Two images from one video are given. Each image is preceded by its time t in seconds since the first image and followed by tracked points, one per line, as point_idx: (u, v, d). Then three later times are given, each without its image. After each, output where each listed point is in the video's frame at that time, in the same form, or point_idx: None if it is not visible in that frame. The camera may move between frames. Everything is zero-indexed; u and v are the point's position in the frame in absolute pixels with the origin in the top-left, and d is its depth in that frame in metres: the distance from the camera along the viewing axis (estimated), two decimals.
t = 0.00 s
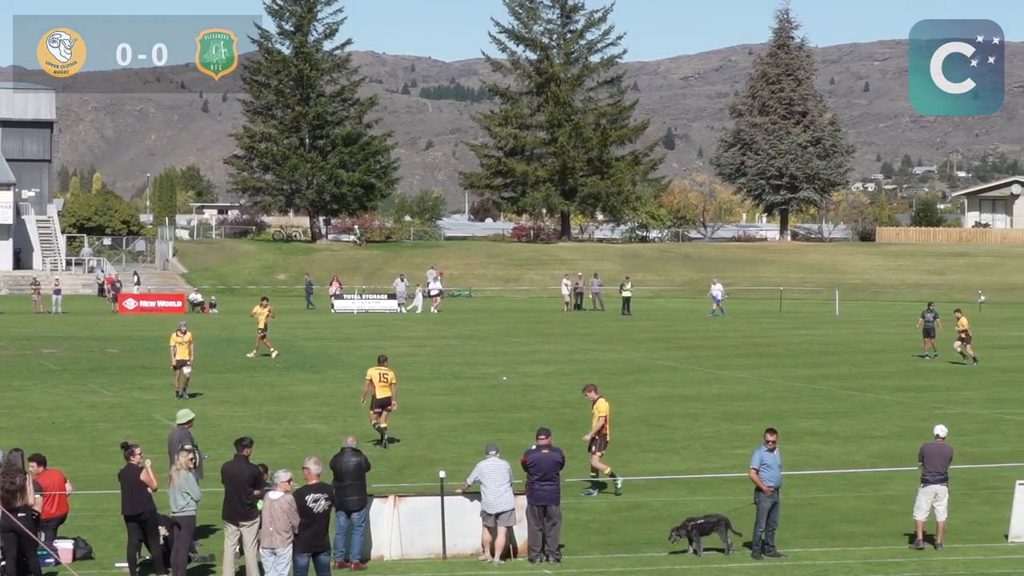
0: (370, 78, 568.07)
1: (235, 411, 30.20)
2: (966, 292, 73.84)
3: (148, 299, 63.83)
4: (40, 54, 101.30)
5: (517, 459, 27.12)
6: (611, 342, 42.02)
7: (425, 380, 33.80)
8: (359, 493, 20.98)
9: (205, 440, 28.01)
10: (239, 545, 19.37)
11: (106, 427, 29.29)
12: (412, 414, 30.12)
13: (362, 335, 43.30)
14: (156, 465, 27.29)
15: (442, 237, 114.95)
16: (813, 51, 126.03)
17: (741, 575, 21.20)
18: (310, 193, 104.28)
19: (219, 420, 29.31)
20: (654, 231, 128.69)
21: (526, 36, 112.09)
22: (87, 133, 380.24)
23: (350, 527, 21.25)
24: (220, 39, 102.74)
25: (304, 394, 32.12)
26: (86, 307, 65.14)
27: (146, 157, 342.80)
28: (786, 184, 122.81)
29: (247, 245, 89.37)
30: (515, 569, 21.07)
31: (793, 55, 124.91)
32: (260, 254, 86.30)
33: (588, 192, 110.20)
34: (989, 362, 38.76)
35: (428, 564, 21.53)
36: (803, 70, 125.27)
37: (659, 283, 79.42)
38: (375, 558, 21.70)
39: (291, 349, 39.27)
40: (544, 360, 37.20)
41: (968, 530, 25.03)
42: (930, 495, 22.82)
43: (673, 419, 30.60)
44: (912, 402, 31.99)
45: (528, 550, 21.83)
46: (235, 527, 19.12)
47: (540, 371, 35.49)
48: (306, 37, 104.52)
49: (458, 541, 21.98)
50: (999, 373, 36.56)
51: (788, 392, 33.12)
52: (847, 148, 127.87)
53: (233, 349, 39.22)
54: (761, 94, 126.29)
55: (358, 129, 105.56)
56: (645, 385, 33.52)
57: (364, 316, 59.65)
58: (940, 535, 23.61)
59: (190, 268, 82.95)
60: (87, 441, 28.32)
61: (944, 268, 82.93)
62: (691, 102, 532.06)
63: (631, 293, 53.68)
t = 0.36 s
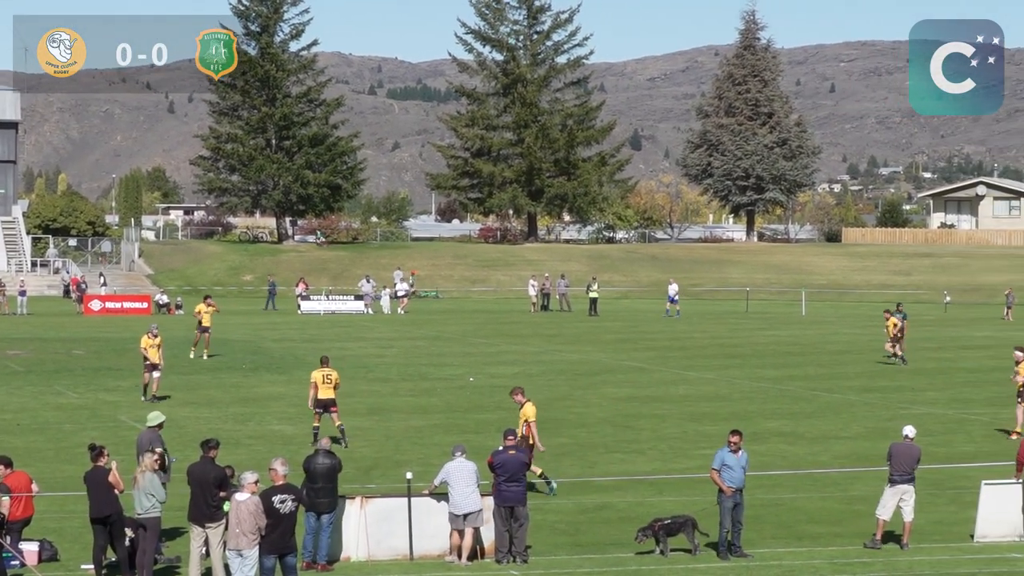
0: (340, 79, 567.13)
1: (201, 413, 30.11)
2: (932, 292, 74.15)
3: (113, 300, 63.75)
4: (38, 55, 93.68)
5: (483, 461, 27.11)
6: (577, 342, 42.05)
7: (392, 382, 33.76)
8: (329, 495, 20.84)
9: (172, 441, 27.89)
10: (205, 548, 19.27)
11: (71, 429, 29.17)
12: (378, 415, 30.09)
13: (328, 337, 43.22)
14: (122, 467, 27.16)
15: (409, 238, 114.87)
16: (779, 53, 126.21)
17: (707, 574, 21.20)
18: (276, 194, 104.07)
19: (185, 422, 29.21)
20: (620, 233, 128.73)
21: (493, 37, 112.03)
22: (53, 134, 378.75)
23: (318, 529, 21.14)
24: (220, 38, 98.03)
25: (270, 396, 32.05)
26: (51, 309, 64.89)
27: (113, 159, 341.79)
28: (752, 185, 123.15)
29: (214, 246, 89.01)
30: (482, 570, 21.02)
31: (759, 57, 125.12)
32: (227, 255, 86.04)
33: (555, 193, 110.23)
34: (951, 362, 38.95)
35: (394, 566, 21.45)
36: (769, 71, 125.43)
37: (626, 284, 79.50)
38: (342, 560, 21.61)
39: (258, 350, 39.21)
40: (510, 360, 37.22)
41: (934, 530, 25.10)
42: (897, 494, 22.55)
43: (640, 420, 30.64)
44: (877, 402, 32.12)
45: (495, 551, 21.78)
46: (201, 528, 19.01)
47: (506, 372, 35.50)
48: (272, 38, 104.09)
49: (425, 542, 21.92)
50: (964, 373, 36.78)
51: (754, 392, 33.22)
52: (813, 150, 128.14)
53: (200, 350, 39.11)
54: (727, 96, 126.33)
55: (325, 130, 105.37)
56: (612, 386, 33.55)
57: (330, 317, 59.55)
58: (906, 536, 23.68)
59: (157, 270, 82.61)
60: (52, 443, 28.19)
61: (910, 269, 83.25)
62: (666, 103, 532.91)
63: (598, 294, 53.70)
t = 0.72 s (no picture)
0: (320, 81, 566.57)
1: (178, 415, 30.06)
2: (907, 293, 74.34)
3: (89, 302, 63.68)
4: (38, 54, 92.82)
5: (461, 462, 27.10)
6: (553, 343, 42.06)
7: (369, 383, 33.70)
8: (309, 495, 20.84)
9: (149, 443, 27.82)
10: (183, 549, 19.17)
11: (47, 431, 29.10)
12: (355, 416, 30.05)
13: (304, 338, 43.16)
14: (97, 468, 27.07)
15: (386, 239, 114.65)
16: (756, 54, 126.32)
17: None
18: (253, 196, 103.94)
19: (161, 424, 29.16)
20: (597, 234, 128.65)
21: (469, 38, 111.97)
22: (29, 135, 377.80)
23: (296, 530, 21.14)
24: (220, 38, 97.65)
25: (247, 397, 32.01)
26: (27, 310, 64.70)
27: (89, 160, 341.16)
28: (729, 186, 123.39)
29: (190, 248, 88.71)
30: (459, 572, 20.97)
31: (735, 58, 124.92)
32: (203, 256, 85.81)
33: (531, 194, 110.25)
34: (924, 363, 39.07)
35: (369, 568, 21.38)
36: (745, 72, 125.49)
37: (602, 285, 79.48)
38: (319, 562, 21.60)
39: (234, 352, 39.16)
40: (487, 361, 37.22)
41: (910, 531, 25.16)
42: (870, 494, 22.57)
43: (617, 421, 30.66)
44: (854, 403, 32.20)
45: (472, 552, 21.70)
46: (177, 530, 18.87)
47: (483, 373, 35.51)
48: (249, 39, 103.73)
49: (402, 544, 21.89)
50: (939, 374, 36.92)
51: (730, 393, 33.28)
52: (789, 151, 128.37)
53: (176, 352, 39.02)
54: (704, 97, 126.28)
55: (302, 132, 105.31)
56: (589, 388, 33.53)
57: (307, 319, 59.44)
58: (881, 537, 23.71)
59: (133, 271, 82.34)
60: (29, 445, 28.12)
61: (886, 270, 83.37)
62: (650, 104, 533.31)
63: (575, 296, 53.66)
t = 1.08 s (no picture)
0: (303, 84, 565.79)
1: (158, 417, 30.03)
2: (886, 295, 74.45)
3: (69, 304, 63.57)
4: (39, 55, 92.60)
5: (441, 464, 27.08)
6: (533, 344, 42.05)
7: (349, 385, 33.67)
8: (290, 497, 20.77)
9: (128, 445, 27.76)
10: (162, 552, 19.04)
11: (26, 434, 29.04)
12: (335, 419, 30.01)
13: (284, 340, 43.10)
14: (76, 470, 27.00)
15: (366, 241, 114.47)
16: (736, 56, 126.42)
17: None
18: (233, 198, 103.79)
19: (142, 426, 29.12)
20: (577, 236, 128.46)
21: (449, 40, 111.91)
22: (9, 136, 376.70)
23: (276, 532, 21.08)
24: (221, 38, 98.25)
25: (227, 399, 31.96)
26: (6, 313, 64.54)
27: (69, 162, 340.46)
28: (709, 188, 123.50)
29: (170, 250, 88.59)
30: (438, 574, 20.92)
31: (715, 60, 125.39)
32: (183, 259, 85.67)
33: (512, 196, 110.15)
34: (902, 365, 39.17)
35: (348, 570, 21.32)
36: (725, 74, 125.64)
37: (583, 287, 79.48)
38: (299, 565, 21.58)
39: (214, 354, 39.09)
40: (467, 363, 37.22)
41: (889, 532, 25.19)
42: (848, 496, 22.57)
43: (597, 423, 30.66)
44: (834, 405, 32.26)
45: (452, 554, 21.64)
46: (156, 533, 18.75)
47: (464, 375, 35.52)
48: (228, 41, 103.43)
49: (383, 546, 21.83)
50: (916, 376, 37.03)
51: (709, 395, 33.32)
52: (769, 153, 128.50)
53: (156, 354, 38.95)
54: (684, 99, 126.33)
55: (282, 134, 105.14)
56: (569, 390, 33.54)
57: (287, 321, 59.38)
58: (861, 538, 23.69)
59: (113, 273, 82.13)
60: (7, 448, 28.05)
61: (866, 272, 83.49)
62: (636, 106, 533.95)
63: (555, 297, 53.61)
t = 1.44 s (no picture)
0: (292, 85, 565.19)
1: (145, 418, 29.98)
2: (873, 296, 74.46)
3: (55, 305, 63.38)
4: (39, 54, 92.52)
5: (428, 465, 27.07)
6: (519, 345, 42.02)
7: (336, 386, 33.64)
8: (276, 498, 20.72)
9: (115, 446, 27.69)
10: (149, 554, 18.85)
11: (13, 435, 28.98)
12: (322, 420, 29.97)
13: (271, 341, 43.03)
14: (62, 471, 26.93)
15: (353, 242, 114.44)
16: (722, 57, 126.79)
17: None
18: (220, 199, 103.65)
19: (129, 427, 29.08)
20: (563, 237, 128.45)
21: (436, 41, 111.89)
22: None
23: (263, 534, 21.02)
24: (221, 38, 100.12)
25: (214, 400, 31.88)
26: None
27: (55, 164, 339.89)
28: (695, 189, 123.64)
29: (157, 251, 88.50)
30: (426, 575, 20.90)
31: (702, 61, 125.64)
32: (170, 260, 85.60)
33: (498, 197, 110.21)
34: (889, 366, 39.20)
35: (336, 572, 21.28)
36: (712, 76, 125.67)
37: (570, 287, 79.45)
38: (287, 566, 21.56)
39: (201, 355, 39.03)
40: (454, 364, 37.19)
41: (876, 532, 25.23)
42: (838, 496, 22.57)
43: (584, 424, 30.65)
44: (820, 406, 32.30)
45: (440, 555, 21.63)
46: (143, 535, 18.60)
47: (451, 376, 35.48)
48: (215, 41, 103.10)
49: (370, 547, 21.82)
50: (902, 377, 37.10)
51: (697, 396, 33.34)
52: (756, 154, 128.72)
53: (142, 355, 38.87)
54: (670, 100, 126.41)
55: (268, 135, 105.03)
56: (556, 390, 33.55)
57: (274, 322, 59.28)
58: (848, 538, 23.71)
59: (100, 274, 81.89)
60: None
61: (852, 272, 83.59)
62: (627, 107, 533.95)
63: (542, 297, 53.47)
